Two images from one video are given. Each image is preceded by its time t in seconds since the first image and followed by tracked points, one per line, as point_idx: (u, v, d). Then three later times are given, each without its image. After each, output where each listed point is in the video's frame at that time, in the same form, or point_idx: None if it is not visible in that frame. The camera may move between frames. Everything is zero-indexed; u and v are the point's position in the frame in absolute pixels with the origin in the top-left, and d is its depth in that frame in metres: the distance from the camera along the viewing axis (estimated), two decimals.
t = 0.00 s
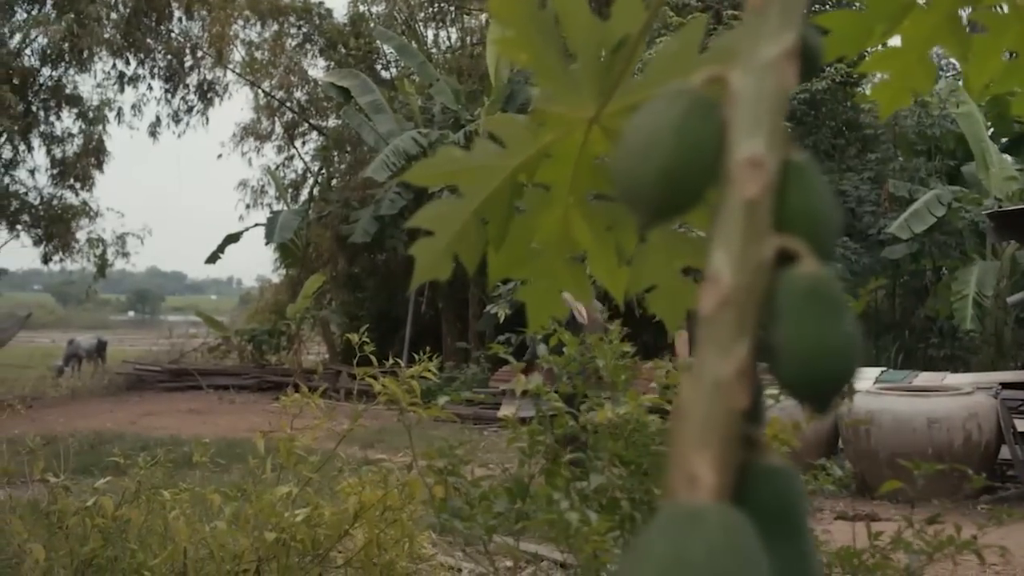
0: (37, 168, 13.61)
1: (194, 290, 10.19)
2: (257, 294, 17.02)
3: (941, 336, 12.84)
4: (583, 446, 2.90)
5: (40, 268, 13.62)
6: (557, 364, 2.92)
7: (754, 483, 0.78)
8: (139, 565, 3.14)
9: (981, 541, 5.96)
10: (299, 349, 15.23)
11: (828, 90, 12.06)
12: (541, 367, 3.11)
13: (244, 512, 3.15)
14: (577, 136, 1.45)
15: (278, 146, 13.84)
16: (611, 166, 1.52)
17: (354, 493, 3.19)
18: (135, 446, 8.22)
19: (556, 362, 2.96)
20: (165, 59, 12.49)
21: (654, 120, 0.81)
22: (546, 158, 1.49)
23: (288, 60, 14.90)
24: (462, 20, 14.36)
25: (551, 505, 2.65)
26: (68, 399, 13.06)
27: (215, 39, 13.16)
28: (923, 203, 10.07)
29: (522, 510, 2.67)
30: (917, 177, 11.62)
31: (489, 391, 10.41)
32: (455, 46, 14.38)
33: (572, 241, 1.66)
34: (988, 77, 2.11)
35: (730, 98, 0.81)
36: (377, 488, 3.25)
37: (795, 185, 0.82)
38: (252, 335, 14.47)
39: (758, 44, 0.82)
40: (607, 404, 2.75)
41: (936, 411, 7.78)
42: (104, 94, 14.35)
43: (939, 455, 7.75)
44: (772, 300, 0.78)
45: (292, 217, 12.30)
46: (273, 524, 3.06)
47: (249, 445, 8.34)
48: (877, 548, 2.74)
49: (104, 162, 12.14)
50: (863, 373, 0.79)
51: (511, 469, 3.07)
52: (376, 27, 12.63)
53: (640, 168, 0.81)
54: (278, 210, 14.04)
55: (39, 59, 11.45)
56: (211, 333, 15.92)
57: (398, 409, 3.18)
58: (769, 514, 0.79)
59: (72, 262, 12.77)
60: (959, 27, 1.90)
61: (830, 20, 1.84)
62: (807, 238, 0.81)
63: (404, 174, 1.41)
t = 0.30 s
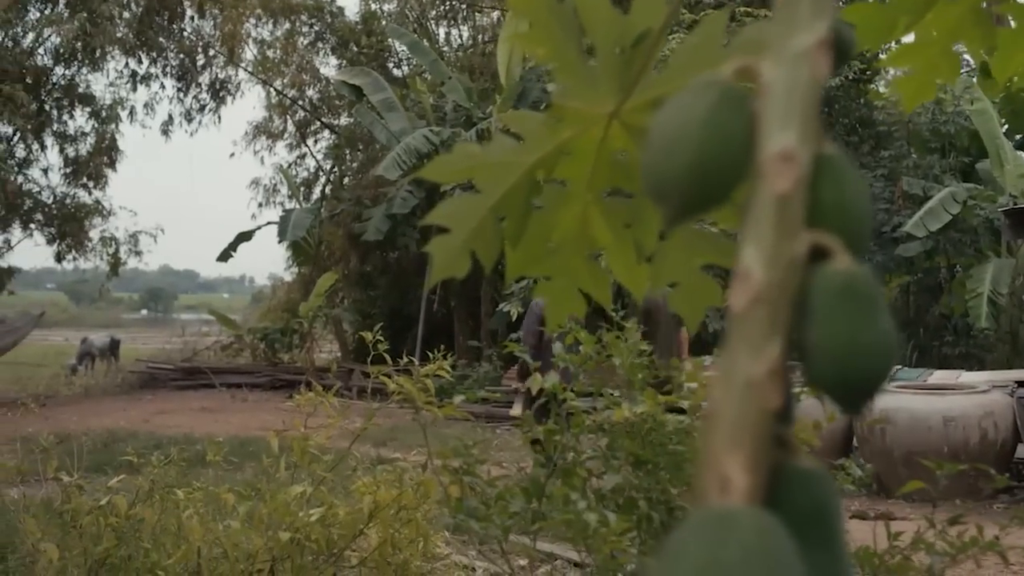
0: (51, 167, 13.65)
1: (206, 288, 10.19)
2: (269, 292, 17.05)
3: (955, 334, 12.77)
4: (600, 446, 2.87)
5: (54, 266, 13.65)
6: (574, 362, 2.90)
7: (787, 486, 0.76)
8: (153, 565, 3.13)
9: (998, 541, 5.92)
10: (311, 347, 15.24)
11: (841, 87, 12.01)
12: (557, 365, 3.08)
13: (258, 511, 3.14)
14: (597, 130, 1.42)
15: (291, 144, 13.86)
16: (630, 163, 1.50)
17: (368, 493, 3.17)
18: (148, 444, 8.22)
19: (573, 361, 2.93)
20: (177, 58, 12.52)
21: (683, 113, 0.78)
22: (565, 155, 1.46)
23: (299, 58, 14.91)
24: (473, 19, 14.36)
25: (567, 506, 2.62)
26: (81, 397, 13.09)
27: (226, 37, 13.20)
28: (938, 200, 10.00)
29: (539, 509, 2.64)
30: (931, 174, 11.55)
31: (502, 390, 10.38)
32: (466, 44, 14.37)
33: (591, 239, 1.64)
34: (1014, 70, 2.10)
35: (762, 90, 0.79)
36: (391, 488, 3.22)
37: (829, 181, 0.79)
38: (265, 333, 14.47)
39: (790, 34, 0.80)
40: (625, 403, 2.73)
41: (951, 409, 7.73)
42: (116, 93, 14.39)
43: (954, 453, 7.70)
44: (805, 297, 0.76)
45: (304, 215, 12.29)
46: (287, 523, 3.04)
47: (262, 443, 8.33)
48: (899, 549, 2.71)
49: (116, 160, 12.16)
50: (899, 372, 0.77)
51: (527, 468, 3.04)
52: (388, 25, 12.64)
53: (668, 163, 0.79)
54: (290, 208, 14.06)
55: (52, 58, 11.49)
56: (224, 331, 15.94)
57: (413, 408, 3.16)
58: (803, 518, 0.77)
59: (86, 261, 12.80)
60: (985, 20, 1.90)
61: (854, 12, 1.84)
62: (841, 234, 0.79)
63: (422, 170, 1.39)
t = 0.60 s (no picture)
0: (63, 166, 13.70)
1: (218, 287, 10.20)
2: (280, 292, 17.08)
3: (968, 333, 12.72)
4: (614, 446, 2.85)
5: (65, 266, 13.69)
6: (588, 362, 2.88)
7: (816, 491, 0.74)
8: (164, 564, 3.12)
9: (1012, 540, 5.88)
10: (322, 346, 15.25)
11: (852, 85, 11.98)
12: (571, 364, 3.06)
13: (269, 511, 3.12)
14: (615, 126, 1.40)
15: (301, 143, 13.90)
16: (648, 160, 1.48)
17: (381, 493, 3.16)
18: (160, 443, 8.23)
19: (586, 360, 2.92)
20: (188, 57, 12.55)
21: (709, 106, 0.76)
22: (582, 150, 1.44)
23: (310, 57, 14.92)
24: (483, 17, 14.37)
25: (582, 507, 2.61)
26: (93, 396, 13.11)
27: (237, 36, 13.21)
28: (951, 198, 9.94)
29: (553, 509, 2.62)
30: (943, 172, 11.51)
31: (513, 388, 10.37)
32: (476, 43, 14.39)
33: (607, 236, 1.62)
34: None
35: (790, 80, 0.77)
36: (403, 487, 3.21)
37: (859, 176, 0.77)
38: (275, 332, 14.47)
39: (820, 25, 0.77)
40: (639, 403, 2.71)
41: (965, 409, 7.69)
42: (127, 92, 14.43)
43: (968, 453, 7.67)
44: (837, 294, 0.74)
45: (315, 214, 12.30)
46: (299, 523, 3.03)
47: (273, 442, 8.33)
48: (916, 550, 2.69)
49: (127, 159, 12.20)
50: (933, 373, 0.74)
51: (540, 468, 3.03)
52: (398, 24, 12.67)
53: (695, 157, 0.77)
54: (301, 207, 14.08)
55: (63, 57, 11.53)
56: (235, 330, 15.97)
57: (426, 408, 3.15)
58: (833, 522, 0.75)
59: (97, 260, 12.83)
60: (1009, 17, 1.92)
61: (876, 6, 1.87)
62: (872, 231, 0.77)
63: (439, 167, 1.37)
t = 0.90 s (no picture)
0: (76, 166, 13.73)
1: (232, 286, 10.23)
2: (293, 290, 17.08)
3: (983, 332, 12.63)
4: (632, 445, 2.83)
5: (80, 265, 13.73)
6: (606, 361, 2.85)
7: (851, 496, 0.72)
8: (179, 565, 3.12)
9: None
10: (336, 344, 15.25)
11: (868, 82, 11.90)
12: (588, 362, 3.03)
13: (284, 511, 3.11)
14: (635, 121, 1.37)
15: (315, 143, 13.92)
16: (669, 155, 1.45)
17: (396, 493, 3.15)
18: (174, 442, 8.24)
19: (604, 359, 2.89)
20: (201, 56, 12.58)
21: (740, 100, 0.74)
22: (603, 146, 1.42)
23: (322, 56, 14.93)
24: (495, 16, 14.37)
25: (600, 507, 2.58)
26: (108, 395, 13.15)
27: (250, 36, 13.22)
28: (967, 195, 9.85)
29: (571, 511, 2.60)
30: (958, 170, 11.43)
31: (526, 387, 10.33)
32: (488, 41, 14.37)
33: (627, 234, 1.60)
34: None
35: (824, 73, 0.75)
36: (419, 487, 3.20)
37: (897, 170, 0.75)
38: (288, 330, 14.48)
39: (856, 16, 0.75)
40: (657, 403, 2.69)
41: (982, 409, 7.62)
42: (140, 92, 14.47)
43: (984, 453, 7.62)
44: (874, 294, 0.71)
45: (328, 213, 12.28)
46: (315, 523, 3.02)
47: (287, 441, 8.33)
48: (938, 551, 2.66)
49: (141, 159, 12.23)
50: (972, 373, 0.72)
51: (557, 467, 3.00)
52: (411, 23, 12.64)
53: (727, 152, 0.74)
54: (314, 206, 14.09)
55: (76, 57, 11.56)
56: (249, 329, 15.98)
57: (441, 407, 3.12)
58: (870, 531, 0.73)
59: (111, 260, 12.86)
60: None
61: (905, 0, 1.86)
62: (910, 226, 0.74)
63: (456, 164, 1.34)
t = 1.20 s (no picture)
0: (89, 165, 13.75)
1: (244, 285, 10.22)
2: (305, 290, 17.08)
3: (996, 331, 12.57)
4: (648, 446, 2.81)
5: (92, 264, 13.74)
6: (621, 361, 2.83)
7: (884, 501, 0.70)
8: (193, 565, 3.11)
9: None
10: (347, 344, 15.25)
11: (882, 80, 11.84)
12: (603, 363, 3.01)
13: (297, 511, 3.09)
14: (654, 117, 1.35)
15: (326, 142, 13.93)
16: (688, 152, 1.44)
17: (410, 494, 3.13)
18: (186, 441, 8.24)
19: (620, 359, 2.86)
20: (213, 56, 12.59)
21: (769, 94, 0.72)
22: (621, 144, 1.40)
23: (334, 56, 14.93)
24: (506, 15, 14.35)
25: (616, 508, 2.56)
26: (120, 394, 13.17)
27: (261, 35, 13.21)
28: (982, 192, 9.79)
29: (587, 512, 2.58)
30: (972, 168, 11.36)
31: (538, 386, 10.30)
32: (499, 40, 14.36)
33: (645, 232, 1.58)
34: None
35: (856, 66, 0.73)
36: (433, 487, 3.18)
37: (930, 165, 0.73)
38: (300, 330, 14.45)
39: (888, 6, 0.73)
40: (674, 403, 2.67)
41: (998, 408, 7.57)
42: (152, 91, 14.48)
43: (999, 453, 7.57)
44: (907, 293, 0.69)
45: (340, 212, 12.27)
46: (328, 524, 3.02)
47: (298, 440, 8.32)
48: (957, 552, 2.63)
49: (153, 158, 12.24)
50: (1009, 374, 0.70)
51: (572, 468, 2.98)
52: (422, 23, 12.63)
53: (757, 148, 0.72)
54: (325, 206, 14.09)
55: (89, 58, 11.57)
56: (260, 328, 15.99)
57: (455, 407, 3.11)
58: (902, 536, 0.71)
59: (123, 259, 12.87)
60: None
61: None
62: (943, 223, 0.72)
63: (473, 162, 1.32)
